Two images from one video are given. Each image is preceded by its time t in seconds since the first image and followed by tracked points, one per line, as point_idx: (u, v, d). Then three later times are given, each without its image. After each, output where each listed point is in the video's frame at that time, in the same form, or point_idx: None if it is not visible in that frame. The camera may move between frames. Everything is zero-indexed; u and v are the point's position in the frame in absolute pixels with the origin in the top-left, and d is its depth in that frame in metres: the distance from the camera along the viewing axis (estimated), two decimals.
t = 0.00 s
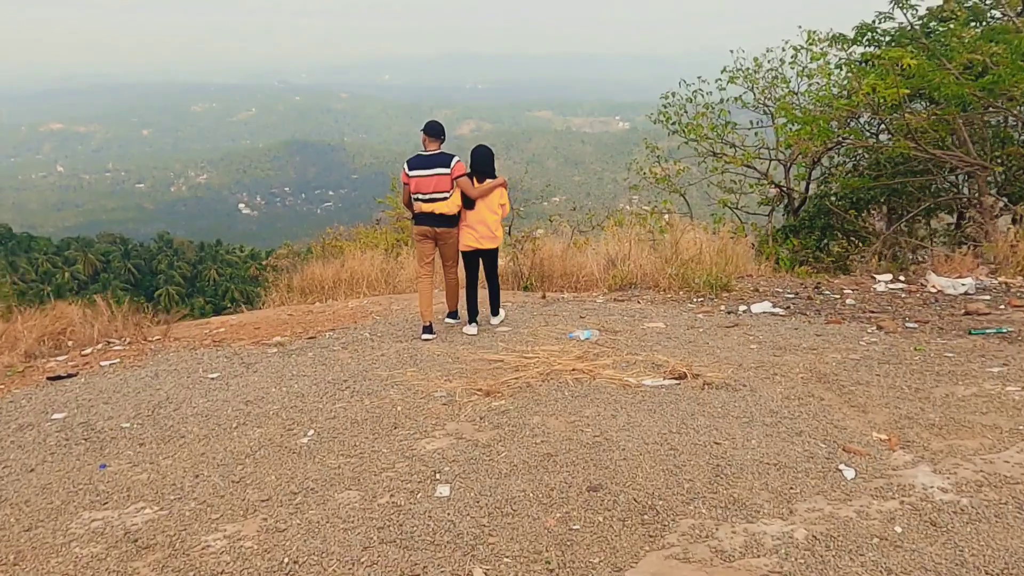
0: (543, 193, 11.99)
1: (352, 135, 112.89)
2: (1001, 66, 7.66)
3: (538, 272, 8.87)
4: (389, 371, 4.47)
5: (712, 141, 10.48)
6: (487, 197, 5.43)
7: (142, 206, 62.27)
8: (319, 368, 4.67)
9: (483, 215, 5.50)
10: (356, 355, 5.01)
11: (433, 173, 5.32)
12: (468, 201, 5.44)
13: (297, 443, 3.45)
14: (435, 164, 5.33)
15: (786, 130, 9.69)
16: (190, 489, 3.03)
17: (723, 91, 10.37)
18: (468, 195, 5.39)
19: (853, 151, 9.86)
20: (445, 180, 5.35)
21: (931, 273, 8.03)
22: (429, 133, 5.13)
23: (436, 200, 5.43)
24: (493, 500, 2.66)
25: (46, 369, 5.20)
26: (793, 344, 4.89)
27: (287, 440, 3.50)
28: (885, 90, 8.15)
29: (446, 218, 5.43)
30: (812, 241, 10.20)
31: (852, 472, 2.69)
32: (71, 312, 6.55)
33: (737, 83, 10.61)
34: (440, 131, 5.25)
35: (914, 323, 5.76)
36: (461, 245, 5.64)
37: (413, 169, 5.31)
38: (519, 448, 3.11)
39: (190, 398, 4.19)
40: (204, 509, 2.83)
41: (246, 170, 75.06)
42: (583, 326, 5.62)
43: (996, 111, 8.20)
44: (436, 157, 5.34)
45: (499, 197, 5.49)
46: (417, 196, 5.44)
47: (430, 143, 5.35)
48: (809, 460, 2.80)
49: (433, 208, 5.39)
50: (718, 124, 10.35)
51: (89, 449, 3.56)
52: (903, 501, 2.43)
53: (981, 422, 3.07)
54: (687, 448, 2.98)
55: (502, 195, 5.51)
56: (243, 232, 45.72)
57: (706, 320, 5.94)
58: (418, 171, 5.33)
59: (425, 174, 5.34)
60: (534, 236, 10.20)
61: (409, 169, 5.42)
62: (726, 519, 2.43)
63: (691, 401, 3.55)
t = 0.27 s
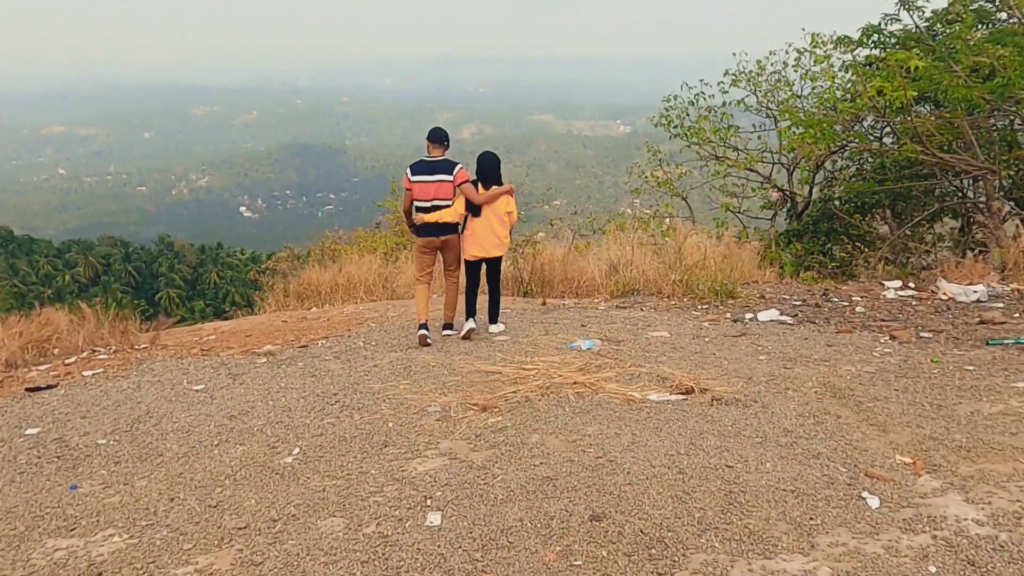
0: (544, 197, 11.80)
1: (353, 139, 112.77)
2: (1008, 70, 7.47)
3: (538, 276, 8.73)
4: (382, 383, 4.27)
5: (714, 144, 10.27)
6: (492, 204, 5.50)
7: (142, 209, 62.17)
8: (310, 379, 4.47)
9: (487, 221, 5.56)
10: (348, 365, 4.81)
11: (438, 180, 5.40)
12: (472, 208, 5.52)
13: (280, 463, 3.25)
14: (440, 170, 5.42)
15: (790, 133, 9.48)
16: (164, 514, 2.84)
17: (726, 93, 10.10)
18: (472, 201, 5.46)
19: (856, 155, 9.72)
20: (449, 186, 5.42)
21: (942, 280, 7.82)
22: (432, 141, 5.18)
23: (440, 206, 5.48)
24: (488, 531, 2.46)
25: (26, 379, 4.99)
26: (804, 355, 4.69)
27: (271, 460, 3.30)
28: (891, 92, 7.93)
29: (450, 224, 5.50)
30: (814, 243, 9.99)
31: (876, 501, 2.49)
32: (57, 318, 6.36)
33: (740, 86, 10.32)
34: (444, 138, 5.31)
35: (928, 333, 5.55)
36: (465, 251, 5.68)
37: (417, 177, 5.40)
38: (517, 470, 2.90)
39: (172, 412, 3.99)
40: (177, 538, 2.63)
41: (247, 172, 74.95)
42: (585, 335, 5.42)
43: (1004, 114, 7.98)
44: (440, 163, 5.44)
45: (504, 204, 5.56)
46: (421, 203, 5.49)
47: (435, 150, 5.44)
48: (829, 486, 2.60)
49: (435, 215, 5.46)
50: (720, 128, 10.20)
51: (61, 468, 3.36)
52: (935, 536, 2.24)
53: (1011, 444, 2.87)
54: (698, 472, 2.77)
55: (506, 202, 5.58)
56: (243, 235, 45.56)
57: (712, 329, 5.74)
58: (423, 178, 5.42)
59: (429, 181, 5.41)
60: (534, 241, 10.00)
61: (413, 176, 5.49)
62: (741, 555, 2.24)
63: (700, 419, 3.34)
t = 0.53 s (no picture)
0: (545, 199, 11.65)
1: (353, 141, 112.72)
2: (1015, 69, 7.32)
3: (540, 280, 8.55)
4: (376, 392, 4.11)
5: (716, 146, 10.14)
6: (494, 202, 5.36)
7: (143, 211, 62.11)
8: (302, 387, 4.31)
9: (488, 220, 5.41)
10: (342, 372, 4.65)
11: (439, 178, 5.25)
12: (474, 206, 5.38)
13: (267, 478, 3.09)
14: (440, 168, 5.28)
15: (793, 135, 9.38)
16: (141, 534, 2.69)
17: (728, 95, 10.02)
18: (474, 199, 5.33)
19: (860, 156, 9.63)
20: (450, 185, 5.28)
21: (951, 284, 7.67)
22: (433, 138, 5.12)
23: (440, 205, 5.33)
24: (484, 558, 2.30)
25: (11, 387, 4.84)
26: (814, 362, 4.54)
27: (259, 474, 3.14)
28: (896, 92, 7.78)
29: (451, 224, 5.36)
30: (816, 246, 9.90)
31: (899, 524, 2.33)
32: (46, 323, 6.21)
33: (742, 87, 10.19)
34: (445, 136, 5.26)
35: (940, 338, 5.39)
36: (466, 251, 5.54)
37: (417, 175, 5.26)
38: (515, 487, 2.74)
39: (157, 423, 3.83)
40: (155, 563, 2.48)
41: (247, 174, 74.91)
42: (587, 341, 5.27)
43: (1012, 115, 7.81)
44: (441, 161, 5.29)
45: (507, 202, 5.41)
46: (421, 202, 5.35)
47: (435, 148, 5.30)
48: (848, 506, 2.45)
49: (436, 214, 5.32)
50: (722, 129, 10.04)
51: (38, 483, 3.21)
52: (965, 564, 2.10)
53: None
54: (707, 490, 2.61)
55: (509, 201, 5.42)
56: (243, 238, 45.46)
57: (718, 334, 5.58)
58: (423, 176, 5.28)
59: (430, 179, 5.26)
60: (535, 243, 9.85)
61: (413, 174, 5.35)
62: None
63: (708, 431, 3.19)
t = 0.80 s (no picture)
0: (546, 200, 11.51)
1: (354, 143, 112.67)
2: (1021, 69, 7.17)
3: (541, 283, 8.43)
4: (371, 401, 3.96)
5: (719, 148, 10.01)
6: (494, 201, 5.22)
7: (143, 213, 62.03)
8: (294, 396, 4.17)
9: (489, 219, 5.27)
10: (337, 380, 4.50)
11: (439, 176, 5.12)
12: (474, 206, 5.23)
13: (254, 494, 2.95)
14: (440, 167, 5.14)
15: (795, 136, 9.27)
16: (119, 556, 2.55)
17: (730, 97, 9.89)
18: (474, 198, 5.19)
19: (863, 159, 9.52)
20: (450, 184, 5.15)
21: (960, 288, 7.52)
22: (433, 137, 4.99)
23: (440, 205, 5.19)
24: None
25: None
26: (824, 370, 4.39)
27: (246, 490, 3.00)
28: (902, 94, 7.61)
29: (451, 224, 5.22)
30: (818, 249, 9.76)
31: (924, 547, 2.20)
32: (36, 327, 6.07)
33: (744, 89, 10.03)
34: (445, 133, 5.10)
35: (952, 345, 5.25)
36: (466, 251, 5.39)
37: (417, 174, 5.12)
38: (516, 506, 2.60)
39: (143, 434, 3.69)
40: None
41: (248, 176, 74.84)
42: (589, 348, 5.12)
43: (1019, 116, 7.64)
44: (441, 160, 5.15)
45: (507, 200, 5.28)
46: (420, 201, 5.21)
47: (435, 147, 5.15)
48: (868, 528, 2.31)
49: (436, 213, 5.18)
50: (724, 132, 9.92)
51: (15, 499, 3.07)
52: None
53: None
54: (718, 510, 2.47)
55: (510, 199, 5.28)
56: (243, 240, 45.37)
57: (723, 340, 5.43)
58: (423, 176, 5.15)
59: (430, 178, 5.13)
60: (536, 245, 9.71)
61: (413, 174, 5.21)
62: None
63: (717, 446, 3.04)
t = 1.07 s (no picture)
0: (546, 203, 11.37)
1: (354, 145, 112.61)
2: None
3: (541, 287, 8.35)
4: (365, 413, 3.81)
5: (721, 150, 9.83)
6: (493, 204, 5.09)
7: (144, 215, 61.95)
8: (286, 407, 4.02)
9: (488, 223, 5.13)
10: (331, 390, 4.35)
11: (436, 180, 5.01)
12: (472, 210, 5.11)
13: (240, 514, 2.80)
14: (437, 170, 5.04)
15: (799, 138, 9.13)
16: None
17: (732, 98, 9.72)
18: (472, 202, 5.06)
19: (866, 161, 9.40)
20: (448, 188, 5.04)
21: (969, 293, 7.39)
22: (431, 139, 4.92)
23: (437, 210, 5.07)
24: None
25: None
26: (834, 380, 4.25)
27: (232, 510, 2.85)
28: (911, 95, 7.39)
29: (449, 228, 5.10)
30: (822, 251, 9.53)
31: None
32: (24, 334, 5.91)
33: (746, 91, 9.82)
34: (443, 137, 5.04)
35: (964, 353, 5.10)
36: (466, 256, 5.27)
37: (414, 177, 5.02)
38: (514, 529, 2.46)
39: (127, 448, 3.54)
40: None
41: (248, 179, 74.76)
42: (591, 356, 4.97)
43: None
44: (439, 163, 5.05)
45: (507, 203, 5.14)
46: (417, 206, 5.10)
47: (433, 150, 5.06)
48: (891, 557, 2.19)
49: (434, 217, 5.07)
50: (726, 134, 9.73)
51: None
52: None
53: None
54: (729, 536, 2.34)
55: (509, 203, 5.14)
56: (243, 243, 45.27)
57: (729, 348, 5.29)
58: (420, 180, 5.04)
59: (426, 182, 5.02)
60: (536, 249, 9.57)
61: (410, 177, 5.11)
62: None
63: (727, 463, 2.90)
